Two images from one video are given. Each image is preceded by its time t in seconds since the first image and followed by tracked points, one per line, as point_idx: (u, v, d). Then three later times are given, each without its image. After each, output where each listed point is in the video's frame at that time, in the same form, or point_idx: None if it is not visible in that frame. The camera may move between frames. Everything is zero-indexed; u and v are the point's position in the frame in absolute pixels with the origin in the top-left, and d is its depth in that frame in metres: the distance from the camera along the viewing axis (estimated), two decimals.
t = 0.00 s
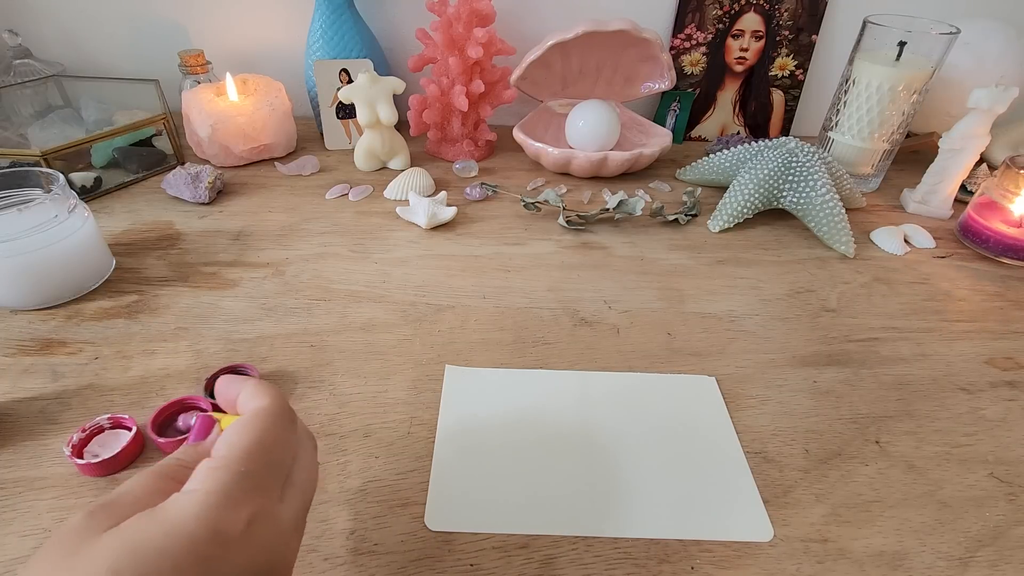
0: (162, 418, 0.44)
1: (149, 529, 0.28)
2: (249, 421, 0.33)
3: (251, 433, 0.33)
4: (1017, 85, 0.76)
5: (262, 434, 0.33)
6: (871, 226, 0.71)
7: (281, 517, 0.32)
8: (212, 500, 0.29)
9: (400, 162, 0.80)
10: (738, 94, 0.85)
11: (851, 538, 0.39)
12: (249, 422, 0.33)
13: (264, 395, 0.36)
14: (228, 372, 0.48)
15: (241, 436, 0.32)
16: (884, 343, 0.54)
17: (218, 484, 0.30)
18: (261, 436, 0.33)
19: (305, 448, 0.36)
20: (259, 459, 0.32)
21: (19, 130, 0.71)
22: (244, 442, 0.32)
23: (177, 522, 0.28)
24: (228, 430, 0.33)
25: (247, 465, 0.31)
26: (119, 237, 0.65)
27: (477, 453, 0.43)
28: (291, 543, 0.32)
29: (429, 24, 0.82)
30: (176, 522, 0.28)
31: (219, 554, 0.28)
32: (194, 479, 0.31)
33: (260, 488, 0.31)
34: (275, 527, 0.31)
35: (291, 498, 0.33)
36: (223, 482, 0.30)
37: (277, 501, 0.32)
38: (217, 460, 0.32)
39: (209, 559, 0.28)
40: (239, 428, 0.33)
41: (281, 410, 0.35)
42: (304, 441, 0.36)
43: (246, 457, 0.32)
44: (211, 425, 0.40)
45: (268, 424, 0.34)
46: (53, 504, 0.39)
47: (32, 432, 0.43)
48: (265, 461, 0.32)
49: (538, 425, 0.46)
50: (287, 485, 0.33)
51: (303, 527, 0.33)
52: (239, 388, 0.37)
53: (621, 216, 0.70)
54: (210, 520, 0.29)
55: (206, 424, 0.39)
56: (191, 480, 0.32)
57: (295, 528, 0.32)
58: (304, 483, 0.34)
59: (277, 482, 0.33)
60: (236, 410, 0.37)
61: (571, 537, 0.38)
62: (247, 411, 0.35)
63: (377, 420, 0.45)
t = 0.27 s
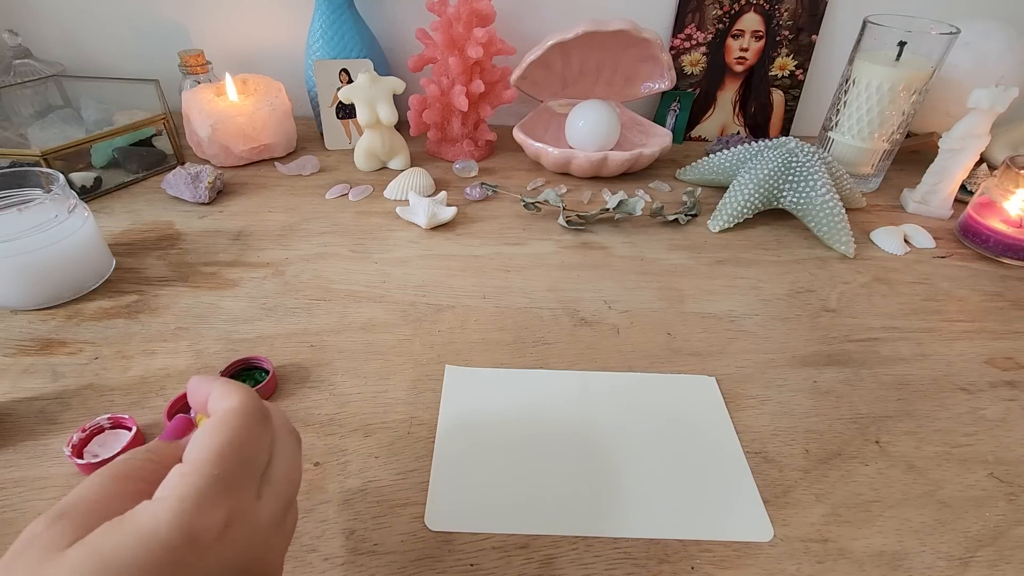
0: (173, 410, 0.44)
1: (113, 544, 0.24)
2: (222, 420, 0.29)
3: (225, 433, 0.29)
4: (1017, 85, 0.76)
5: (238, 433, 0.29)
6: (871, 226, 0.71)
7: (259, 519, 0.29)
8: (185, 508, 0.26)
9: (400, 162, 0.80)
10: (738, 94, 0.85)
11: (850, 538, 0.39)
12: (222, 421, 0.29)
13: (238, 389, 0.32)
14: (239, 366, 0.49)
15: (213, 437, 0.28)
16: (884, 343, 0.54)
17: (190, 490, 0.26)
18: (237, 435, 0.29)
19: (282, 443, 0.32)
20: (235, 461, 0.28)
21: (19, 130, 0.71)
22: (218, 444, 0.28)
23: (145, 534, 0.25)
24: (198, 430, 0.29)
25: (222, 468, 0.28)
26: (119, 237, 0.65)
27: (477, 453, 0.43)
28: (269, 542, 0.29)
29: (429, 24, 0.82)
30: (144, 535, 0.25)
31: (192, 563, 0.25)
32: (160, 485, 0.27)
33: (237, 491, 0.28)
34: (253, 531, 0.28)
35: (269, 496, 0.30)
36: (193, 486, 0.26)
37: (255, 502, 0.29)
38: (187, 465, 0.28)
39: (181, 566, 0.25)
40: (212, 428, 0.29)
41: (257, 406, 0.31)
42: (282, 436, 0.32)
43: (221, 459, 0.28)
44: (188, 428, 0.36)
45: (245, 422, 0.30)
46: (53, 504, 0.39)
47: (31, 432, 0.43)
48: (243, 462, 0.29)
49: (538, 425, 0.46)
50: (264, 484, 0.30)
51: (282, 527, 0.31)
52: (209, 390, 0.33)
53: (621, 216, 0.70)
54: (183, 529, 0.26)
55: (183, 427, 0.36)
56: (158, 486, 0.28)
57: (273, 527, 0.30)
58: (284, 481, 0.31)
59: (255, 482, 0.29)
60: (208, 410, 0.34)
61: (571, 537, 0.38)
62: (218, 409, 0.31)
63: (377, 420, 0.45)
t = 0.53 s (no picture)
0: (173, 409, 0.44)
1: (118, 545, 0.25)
2: (226, 422, 0.30)
3: (229, 435, 0.29)
4: (1017, 85, 0.76)
5: (242, 435, 0.29)
6: (871, 226, 0.71)
7: (263, 520, 0.29)
8: (189, 509, 0.26)
9: (400, 162, 0.80)
10: (738, 94, 0.85)
11: (850, 538, 0.39)
12: (226, 423, 0.30)
13: (242, 391, 0.32)
14: (239, 366, 0.49)
15: (217, 439, 0.28)
16: (884, 343, 0.54)
17: (194, 490, 0.26)
18: (241, 436, 0.29)
19: (286, 445, 0.32)
20: (240, 462, 0.28)
21: (19, 130, 0.71)
22: (222, 445, 0.28)
23: (150, 535, 0.25)
24: (203, 432, 0.29)
25: (227, 469, 0.28)
26: (119, 237, 0.65)
27: (477, 453, 0.43)
28: (274, 544, 0.29)
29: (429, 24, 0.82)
30: (149, 536, 0.25)
31: (196, 563, 0.25)
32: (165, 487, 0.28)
33: (242, 492, 0.28)
34: (257, 532, 0.28)
35: (274, 498, 0.30)
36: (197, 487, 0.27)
37: (259, 504, 0.29)
38: (192, 466, 0.28)
39: (185, 566, 0.25)
40: (217, 430, 0.29)
41: (261, 408, 0.31)
42: (286, 438, 0.32)
43: (225, 460, 0.28)
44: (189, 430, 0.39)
45: (249, 424, 0.30)
46: (53, 504, 0.39)
47: (31, 432, 0.43)
48: (248, 463, 0.29)
49: (538, 425, 0.45)
50: (268, 486, 0.30)
51: (286, 528, 0.30)
52: (214, 389, 0.33)
53: (621, 216, 0.70)
54: (186, 529, 0.26)
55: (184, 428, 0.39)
56: (163, 488, 0.28)
57: (277, 529, 0.29)
58: (288, 482, 0.31)
59: (260, 483, 0.29)
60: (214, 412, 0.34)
61: (571, 537, 0.38)
62: (223, 412, 0.31)
63: (377, 420, 0.45)
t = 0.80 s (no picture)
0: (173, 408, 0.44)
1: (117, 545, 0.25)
2: (224, 422, 0.30)
3: (227, 434, 0.29)
4: (1017, 85, 0.76)
5: (241, 434, 0.29)
6: (871, 226, 0.71)
7: (262, 520, 0.29)
8: (188, 508, 0.26)
9: (400, 162, 0.80)
10: (738, 94, 0.85)
11: (850, 538, 0.39)
12: (225, 422, 0.30)
13: (241, 391, 0.32)
14: (239, 366, 0.49)
15: (216, 439, 0.29)
16: (884, 343, 0.54)
17: (193, 490, 0.27)
18: (239, 436, 0.29)
19: (285, 445, 0.32)
20: (238, 461, 0.28)
21: (19, 130, 0.71)
22: (221, 444, 0.28)
23: (148, 534, 0.25)
24: (201, 431, 0.29)
25: (226, 469, 0.28)
26: (119, 237, 0.65)
27: (477, 454, 0.43)
28: (272, 544, 0.29)
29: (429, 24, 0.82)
30: (147, 535, 0.25)
31: (195, 563, 0.25)
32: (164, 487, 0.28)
33: (240, 492, 0.28)
34: (256, 532, 0.28)
35: (272, 498, 0.30)
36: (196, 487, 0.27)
37: (258, 503, 0.29)
38: (190, 466, 0.28)
39: (184, 566, 0.25)
40: (215, 429, 0.29)
41: (259, 408, 0.31)
42: (284, 438, 0.32)
43: (224, 460, 0.28)
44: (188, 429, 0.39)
45: (247, 424, 0.30)
46: (53, 504, 0.39)
47: (31, 432, 0.43)
48: (247, 463, 0.29)
49: (538, 426, 0.45)
50: (267, 485, 0.30)
51: (285, 529, 0.30)
52: (213, 390, 0.33)
53: (621, 216, 0.70)
54: (185, 529, 0.26)
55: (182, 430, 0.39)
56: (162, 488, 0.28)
57: (276, 528, 0.29)
58: (287, 482, 0.31)
59: (258, 483, 0.29)
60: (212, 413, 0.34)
61: (571, 537, 0.38)
62: (221, 412, 0.31)
63: (377, 420, 0.45)
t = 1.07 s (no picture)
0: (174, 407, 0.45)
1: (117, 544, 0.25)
2: (225, 422, 0.30)
3: (228, 434, 0.29)
4: (1017, 85, 0.76)
5: (241, 434, 0.29)
6: (871, 226, 0.71)
7: (262, 520, 0.29)
8: (188, 508, 0.26)
9: (400, 162, 0.80)
10: (738, 94, 0.85)
11: (850, 538, 0.39)
12: (225, 422, 0.29)
13: (242, 391, 0.32)
14: (239, 366, 0.49)
15: (216, 439, 0.28)
16: (884, 343, 0.54)
17: (193, 490, 0.26)
18: (240, 436, 0.29)
19: (286, 445, 0.32)
20: (239, 461, 0.28)
21: (19, 130, 0.70)
22: (222, 444, 0.28)
23: (148, 534, 0.25)
24: (202, 431, 0.29)
25: (226, 469, 0.28)
26: (119, 237, 0.65)
27: (477, 454, 0.43)
28: (272, 544, 0.29)
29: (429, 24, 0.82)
30: (148, 535, 0.25)
31: (195, 563, 0.25)
32: (164, 486, 0.28)
33: (241, 492, 0.28)
34: (256, 532, 0.28)
35: (272, 499, 0.30)
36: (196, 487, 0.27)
37: (258, 504, 0.29)
38: (191, 466, 0.28)
39: (185, 566, 0.25)
40: (216, 429, 0.29)
41: (259, 408, 0.31)
42: (285, 438, 0.32)
43: (224, 460, 0.28)
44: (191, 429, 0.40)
45: (248, 424, 0.30)
46: (53, 504, 0.38)
47: (31, 432, 0.43)
48: (247, 463, 0.29)
49: (538, 426, 0.45)
50: (267, 486, 0.30)
51: (285, 529, 0.30)
52: (214, 390, 0.33)
53: (621, 216, 0.70)
54: (185, 529, 0.26)
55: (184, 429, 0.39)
56: (163, 488, 0.28)
57: (276, 529, 0.29)
58: (287, 482, 0.31)
59: (259, 483, 0.29)
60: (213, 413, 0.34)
61: (572, 537, 0.38)
62: (222, 412, 0.31)
63: (377, 420, 0.45)
